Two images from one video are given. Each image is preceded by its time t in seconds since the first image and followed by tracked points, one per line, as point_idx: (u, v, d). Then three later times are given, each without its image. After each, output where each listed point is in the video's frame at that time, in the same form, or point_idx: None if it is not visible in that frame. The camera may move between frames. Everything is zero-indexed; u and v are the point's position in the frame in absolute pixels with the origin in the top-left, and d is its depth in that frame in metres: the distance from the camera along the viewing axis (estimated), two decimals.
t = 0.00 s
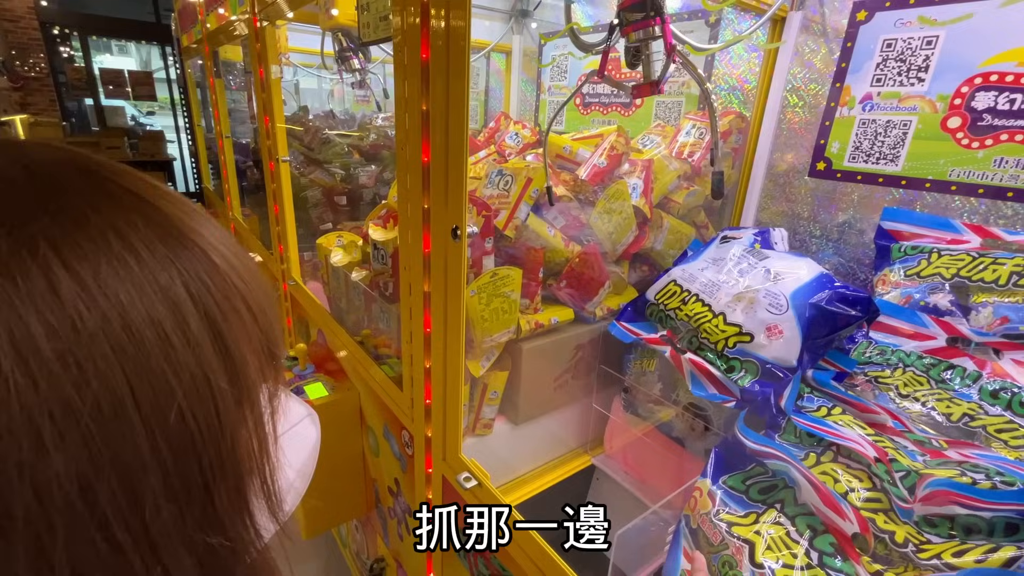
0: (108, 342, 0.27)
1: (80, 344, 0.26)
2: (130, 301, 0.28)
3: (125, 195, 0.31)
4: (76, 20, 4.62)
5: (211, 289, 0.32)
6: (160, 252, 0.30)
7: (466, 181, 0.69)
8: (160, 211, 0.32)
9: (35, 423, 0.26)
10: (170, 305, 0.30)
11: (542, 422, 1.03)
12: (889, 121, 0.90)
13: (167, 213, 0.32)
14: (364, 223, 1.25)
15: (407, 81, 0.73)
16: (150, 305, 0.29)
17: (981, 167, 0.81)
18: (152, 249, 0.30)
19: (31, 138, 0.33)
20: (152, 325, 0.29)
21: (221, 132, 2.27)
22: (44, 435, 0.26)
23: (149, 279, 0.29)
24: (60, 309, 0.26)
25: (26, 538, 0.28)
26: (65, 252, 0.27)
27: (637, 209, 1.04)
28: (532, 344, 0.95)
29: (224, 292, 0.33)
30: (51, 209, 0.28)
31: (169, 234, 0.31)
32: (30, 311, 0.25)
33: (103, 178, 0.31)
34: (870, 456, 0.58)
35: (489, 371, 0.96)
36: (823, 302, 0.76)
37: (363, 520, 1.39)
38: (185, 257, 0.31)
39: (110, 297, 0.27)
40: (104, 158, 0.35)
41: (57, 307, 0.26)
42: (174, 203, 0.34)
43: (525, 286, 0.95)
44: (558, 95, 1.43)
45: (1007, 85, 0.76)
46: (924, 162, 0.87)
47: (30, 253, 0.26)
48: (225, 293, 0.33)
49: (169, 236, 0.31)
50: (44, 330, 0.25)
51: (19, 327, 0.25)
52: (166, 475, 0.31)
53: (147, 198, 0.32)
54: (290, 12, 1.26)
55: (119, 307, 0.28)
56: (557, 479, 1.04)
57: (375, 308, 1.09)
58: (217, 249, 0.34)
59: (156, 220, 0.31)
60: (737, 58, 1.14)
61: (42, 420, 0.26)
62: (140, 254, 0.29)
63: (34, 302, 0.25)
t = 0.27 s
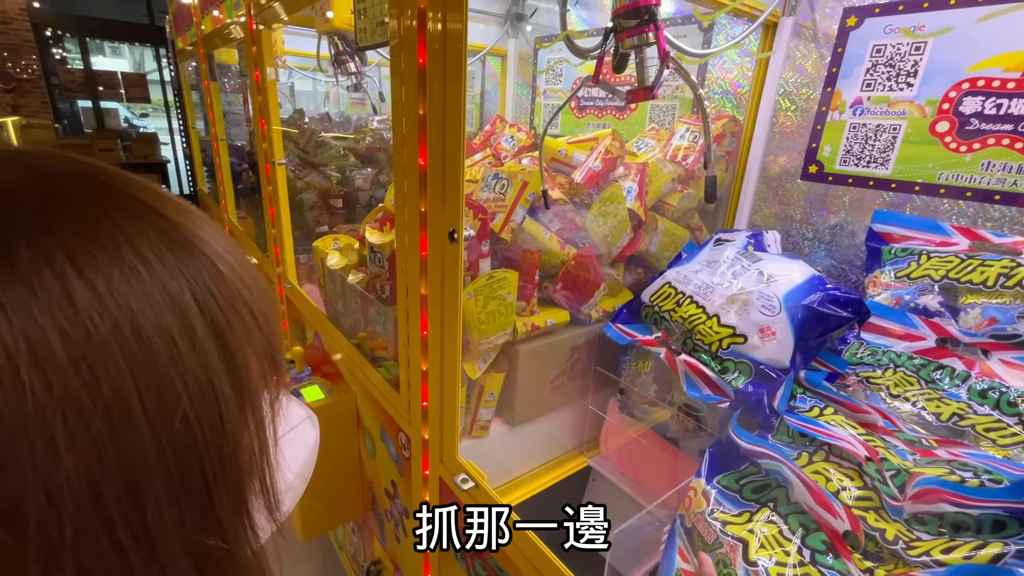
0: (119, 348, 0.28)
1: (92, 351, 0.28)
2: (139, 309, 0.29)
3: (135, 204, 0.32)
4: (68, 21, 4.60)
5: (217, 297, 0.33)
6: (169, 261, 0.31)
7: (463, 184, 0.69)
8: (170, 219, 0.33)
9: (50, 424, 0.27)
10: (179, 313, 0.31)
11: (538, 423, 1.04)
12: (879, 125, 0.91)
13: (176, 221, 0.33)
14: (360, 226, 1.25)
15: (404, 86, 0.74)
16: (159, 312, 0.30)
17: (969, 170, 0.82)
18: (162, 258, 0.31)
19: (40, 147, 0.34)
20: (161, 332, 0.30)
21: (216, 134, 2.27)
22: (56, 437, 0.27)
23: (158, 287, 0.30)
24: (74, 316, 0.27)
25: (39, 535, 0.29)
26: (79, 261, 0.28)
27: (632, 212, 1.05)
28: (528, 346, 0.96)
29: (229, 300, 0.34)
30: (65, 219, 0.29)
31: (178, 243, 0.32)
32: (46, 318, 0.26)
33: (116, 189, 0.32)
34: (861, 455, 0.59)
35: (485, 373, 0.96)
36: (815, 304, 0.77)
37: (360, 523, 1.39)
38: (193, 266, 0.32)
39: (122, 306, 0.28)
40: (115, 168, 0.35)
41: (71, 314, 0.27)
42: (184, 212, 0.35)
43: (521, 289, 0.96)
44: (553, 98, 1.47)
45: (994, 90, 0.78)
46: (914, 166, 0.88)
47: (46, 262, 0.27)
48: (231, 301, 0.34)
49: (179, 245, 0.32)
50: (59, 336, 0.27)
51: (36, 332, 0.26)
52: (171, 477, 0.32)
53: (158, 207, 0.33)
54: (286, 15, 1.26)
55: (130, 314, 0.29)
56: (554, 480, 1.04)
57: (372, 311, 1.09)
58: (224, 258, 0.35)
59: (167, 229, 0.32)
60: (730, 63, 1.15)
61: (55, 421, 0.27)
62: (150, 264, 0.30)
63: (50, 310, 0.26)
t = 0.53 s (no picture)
0: (133, 352, 0.29)
1: (107, 355, 0.28)
2: (152, 314, 0.30)
3: (146, 209, 0.33)
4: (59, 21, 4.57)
5: (227, 301, 0.34)
6: (181, 266, 0.32)
7: (454, 185, 0.70)
8: (181, 224, 0.34)
9: (67, 427, 0.28)
10: (190, 318, 0.31)
11: (531, 423, 1.04)
12: (867, 127, 0.93)
13: (187, 226, 0.34)
14: (353, 227, 1.25)
15: (395, 87, 0.74)
16: (171, 317, 0.31)
17: (954, 171, 0.83)
18: (173, 264, 0.31)
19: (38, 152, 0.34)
20: (173, 336, 0.31)
21: (208, 135, 2.26)
22: (74, 438, 0.28)
23: (170, 292, 0.31)
24: (89, 322, 0.28)
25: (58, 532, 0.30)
26: (93, 267, 0.28)
27: (624, 213, 1.06)
28: (521, 346, 0.96)
29: (238, 304, 0.34)
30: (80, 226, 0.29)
31: (189, 248, 0.33)
32: (63, 324, 0.27)
33: (127, 196, 0.33)
34: (848, 453, 0.60)
35: (479, 374, 0.97)
36: (804, 304, 0.78)
37: (354, 524, 1.39)
38: (204, 270, 0.33)
39: (135, 311, 0.29)
40: (120, 173, 0.36)
41: (87, 320, 0.28)
42: (193, 216, 0.36)
43: (514, 289, 0.96)
44: (546, 99, 1.48)
45: (979, 92, 0.79)
46: (901, 167, 0.89)
47: (62, 269, 0.28)
48: (240, 305, 0.35)
49: (189, 250, 0.33)
50: (74, 341, 0.28)
51: (53, 338, 0.27)
52: (183, 477, 0.33)
53: (167, 211, 0.34)
54: (278, 16, 1.26)
55: (143, 320, 0.30)
56: (547, 479, 1.05)
57: (365, 312, 1.10)
58: (233, 263, 0.35)
59: (178, 234, 0.33)
60: (720, 64, 1.14)
61: (72, 423, 0.28)
62: (162, 269, 0.31)
63: (66, 316, 0.27)
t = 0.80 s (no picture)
0: (126, 361, 0.28)
1: (99, 364, 0.28)
2: (148, 322, 0.29)
3: (143, 208, 0.32)
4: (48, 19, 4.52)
5: (227, 307, 0.33)
6: (179, 270, 0.31)
7: (447, 183, 0.69)
8: (182, 226, 0.33)
9: (57, 437, 0.27)
10: (188, 325, 0.31)
11: (526, 423, 1.04)
12: (861, 124, 0.93)
13: (188, 228, 0.33)
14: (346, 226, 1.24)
15: (387, 85, 0.73)
16: (168, 324, 0.30)
17: (948, 168, 0.83)
18: (171, 268, 0.31)
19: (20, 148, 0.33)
20: (169, 344, 0.30)
21: (200, 133, 2.24)
22: (64, 452, 0.28)
23: (167, 299, 0.30)
24: (80, 329, 0.27)
25: (46, 542, 0.29)
26: (86, 271, 0.28)
27: (619, 211, 1.06)
28: (516, 345, 0.95)
29: (239, 310, 0.33)
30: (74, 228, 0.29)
31: (189, 251, 0.32)
32: (53, 331, 0.26)
33: (127, 197, 0.32)
34: (844, 451, 0.59)
35: (473, 373, 0.96)
36: (799, 301, 0.77)
37: (349, 526, 1.38)
38: (204, 275, 0.32)
39: (130, 319, 0.28)
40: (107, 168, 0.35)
41: (79, 328, 0.27)
42: (196, 216, 0.35)
43: (508, 288, 0.96)
44: (541, 97, 1.47)
45: (973, 89, 0.79)
46: (895, 164, 0.89)
47: (53, 273, 0.27)
48: (241, 310, 0.34)
49: (189, 254, 0.32)
50: (65, 350, 0.27)
51: (43, 348, 0.26)
52: (178, 487, 0.32)
53: (169, 211, 0.33)
54: (270, 13, 1.25)
55: (138, 327, 0.29)
56: (542, 479, 1.04)
57: (358, 312, 1.09)
58: (235, 267, 0.34)
59: (179, 236, 0.32)
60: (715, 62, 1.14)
61: (63, 436, 0.27)
62: (158, 274, 0.30)
63: (57, 323, 0.27)
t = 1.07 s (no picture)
0: (112, 365, 0.28)
1: (84, 369, 0.27)
2: (136, 324, 0.29)
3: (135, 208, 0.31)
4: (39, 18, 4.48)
5: (218, 308, 0.32)
6: (168, 271, 0.30)
7: (442, 182, 0.68)
8: (172, 226, 0.32)
9: (40, 445, 0.27)
10: (177, 327, 0.30)
11: (524, 423, 1.03)
12: (857, 122, 0.93)
13: (179, 227, 0.32)
14: (341, 226, 1.23)
15: (381, 83, 0.73)
16: (156, 326, 0.29)
17: (943, 165, 0.83)
18: (160, 269, 0.30)
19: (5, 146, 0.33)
20: (157, 347, 0.29)
21: (193, 133, 2.22)
22: (47, 460, 0.27)
23: (155, 300, 0.29)
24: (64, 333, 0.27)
25: (27, 552, 0.28)
26: (71, 274, 0.27)
27: (615, 210, 1.05)
28: (513, 345, 0.95)
29: (230, 311, 0.33)
30: (63, 229, 0.28)
31: (179, 251, 0.31)
32: (35, 335, 0.26)
33: (118, 196, 0.31)
34: (842, 448, 0.60)
35: (470, 374, 0.96)
36: (796, 299, 0.77)
37: (345, 527, 1.37)
38: (194, 276, 0.31)
39: (116, 321, 0.28)
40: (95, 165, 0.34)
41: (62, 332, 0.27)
42: (188, 217, 0.34)
43: (505, 288, 0.96)
44: (536, 96, 1.47)
45: (968, 86, 0.79)
46: (890, 162, 0.89)
47: (37, 275, 0.26)
48: (233, 311, 0.33)
49: (179, 254, 0.31)
50: (49, 355, 0.26)
51: (24, 352, 0.26)
52: (167, 494, 0.32)
53: (161, 211, 0.32)
54: (264, 12, 1.24)
55: (124, 330, 0.28)
56: (541, 479, 1.04)
57: (354, 312, 1.08)
58: (226, 267, 0.34)
59: (169, 236, 0.31)
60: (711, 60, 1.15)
61: (46, 443, 0.27)
62: (146, 275, 0.29)
63: (40, 327, 0.26)
